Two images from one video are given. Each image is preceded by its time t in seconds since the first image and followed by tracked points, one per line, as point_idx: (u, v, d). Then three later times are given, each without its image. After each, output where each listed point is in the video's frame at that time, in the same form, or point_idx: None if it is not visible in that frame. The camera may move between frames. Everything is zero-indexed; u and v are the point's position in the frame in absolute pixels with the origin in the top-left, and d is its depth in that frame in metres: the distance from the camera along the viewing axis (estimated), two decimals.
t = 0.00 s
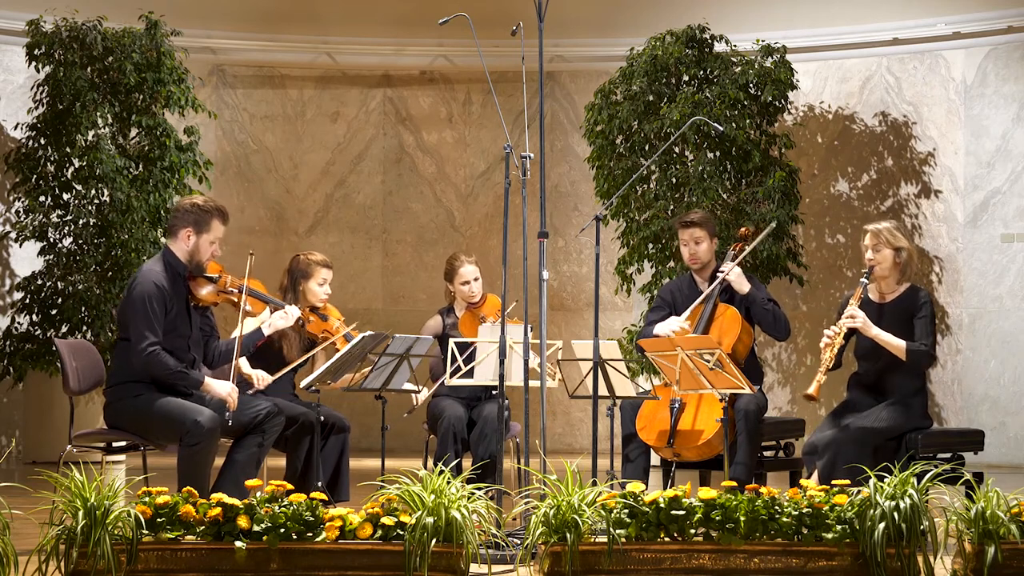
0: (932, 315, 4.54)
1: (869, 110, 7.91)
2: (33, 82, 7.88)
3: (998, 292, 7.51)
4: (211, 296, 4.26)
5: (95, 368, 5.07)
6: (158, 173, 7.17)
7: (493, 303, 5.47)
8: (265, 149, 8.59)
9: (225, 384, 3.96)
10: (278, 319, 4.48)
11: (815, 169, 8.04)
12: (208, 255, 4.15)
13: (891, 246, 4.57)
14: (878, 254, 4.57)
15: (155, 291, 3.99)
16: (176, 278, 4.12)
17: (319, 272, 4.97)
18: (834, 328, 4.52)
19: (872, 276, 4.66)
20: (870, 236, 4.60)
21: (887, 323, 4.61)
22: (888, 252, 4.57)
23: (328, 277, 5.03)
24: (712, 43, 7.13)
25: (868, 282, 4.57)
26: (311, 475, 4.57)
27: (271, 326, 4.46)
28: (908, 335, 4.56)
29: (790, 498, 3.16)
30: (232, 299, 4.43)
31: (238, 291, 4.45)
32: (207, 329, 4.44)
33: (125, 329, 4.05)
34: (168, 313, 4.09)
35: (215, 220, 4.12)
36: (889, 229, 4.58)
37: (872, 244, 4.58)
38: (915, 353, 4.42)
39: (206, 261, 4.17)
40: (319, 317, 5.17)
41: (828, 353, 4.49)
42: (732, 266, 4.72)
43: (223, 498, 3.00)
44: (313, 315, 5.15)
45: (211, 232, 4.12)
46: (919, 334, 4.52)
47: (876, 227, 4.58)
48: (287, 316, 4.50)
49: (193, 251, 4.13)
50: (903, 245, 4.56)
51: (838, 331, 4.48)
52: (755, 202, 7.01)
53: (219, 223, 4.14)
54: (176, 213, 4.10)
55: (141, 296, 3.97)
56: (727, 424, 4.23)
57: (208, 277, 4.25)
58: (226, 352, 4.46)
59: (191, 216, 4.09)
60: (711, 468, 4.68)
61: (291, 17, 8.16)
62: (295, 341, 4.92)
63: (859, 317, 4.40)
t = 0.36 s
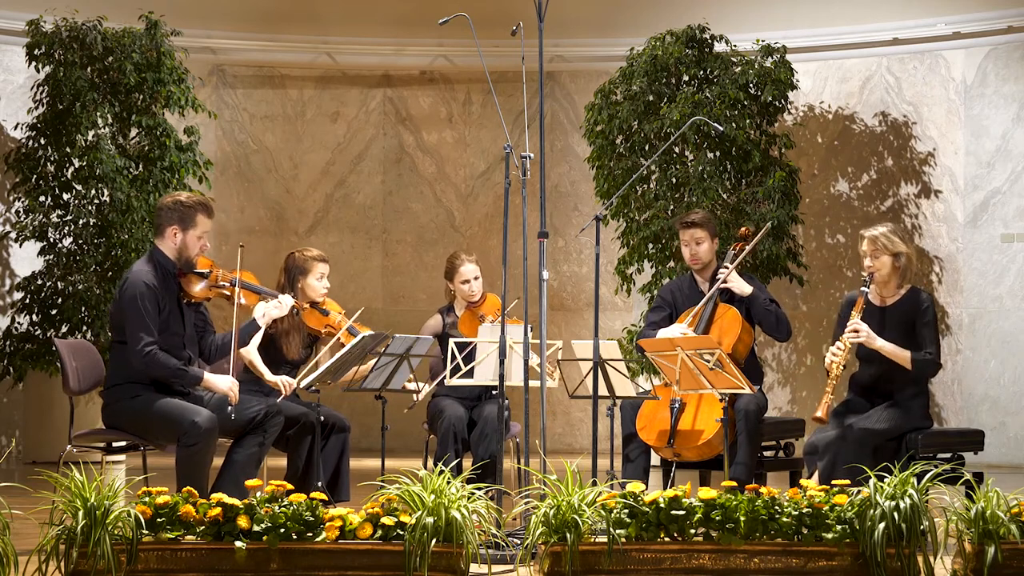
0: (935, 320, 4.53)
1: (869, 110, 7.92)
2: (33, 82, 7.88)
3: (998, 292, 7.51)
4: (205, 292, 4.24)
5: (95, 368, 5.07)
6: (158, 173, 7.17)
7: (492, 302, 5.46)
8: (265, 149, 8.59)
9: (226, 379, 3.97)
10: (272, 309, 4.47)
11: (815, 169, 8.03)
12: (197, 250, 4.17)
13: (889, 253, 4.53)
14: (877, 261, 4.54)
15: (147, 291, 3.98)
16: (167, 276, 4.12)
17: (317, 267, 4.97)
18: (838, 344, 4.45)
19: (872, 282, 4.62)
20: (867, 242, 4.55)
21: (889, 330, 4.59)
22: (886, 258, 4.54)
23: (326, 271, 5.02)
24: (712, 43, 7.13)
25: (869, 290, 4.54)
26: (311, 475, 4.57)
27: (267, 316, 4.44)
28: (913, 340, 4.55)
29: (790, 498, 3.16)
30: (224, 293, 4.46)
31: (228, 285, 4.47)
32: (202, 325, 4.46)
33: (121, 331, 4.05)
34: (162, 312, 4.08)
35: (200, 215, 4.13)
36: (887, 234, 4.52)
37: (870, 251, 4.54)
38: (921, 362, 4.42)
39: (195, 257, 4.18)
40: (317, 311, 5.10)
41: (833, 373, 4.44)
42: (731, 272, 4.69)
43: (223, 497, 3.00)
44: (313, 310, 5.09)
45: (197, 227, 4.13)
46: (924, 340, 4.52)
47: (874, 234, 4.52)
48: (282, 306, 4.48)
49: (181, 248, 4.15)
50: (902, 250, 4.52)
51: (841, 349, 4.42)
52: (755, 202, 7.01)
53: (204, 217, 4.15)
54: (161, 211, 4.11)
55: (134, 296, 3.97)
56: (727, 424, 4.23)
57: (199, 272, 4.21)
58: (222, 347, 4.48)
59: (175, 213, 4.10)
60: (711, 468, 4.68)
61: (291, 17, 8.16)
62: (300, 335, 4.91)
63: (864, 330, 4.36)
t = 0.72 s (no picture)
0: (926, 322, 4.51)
1: (869, 109, 7.91)
2: (33, 82, 7.88)
3: (998, 292, 7.51)
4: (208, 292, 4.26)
5: (95, 368, 5.07)
6: (158, 173, 7.16)
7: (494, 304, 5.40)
8: (265, 149, 8.59)
9: (215, 372, 3.91)
10: (276, 310, 4.46)
11: (815, 169, 8.03)
12: (201, 251, 4.16)
13: (879, 258, 4.53)
14: (867, 266, 4.53)
15: (146, 284, 3.99)
16: (169, 275, 4.13)
17: (317, 264, 4.97)
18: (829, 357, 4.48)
19: (864, 286, 4.61)
20: (857, 248, 4.54)
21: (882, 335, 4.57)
22: (876, 263, 4.53)
23: (325, 267, 5.02)
24: (712, 43, 7.13)
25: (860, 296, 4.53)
26: (311, 475, 4.57)
27: (271, 317, 4.43)
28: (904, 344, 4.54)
29: (790, 498, 3.16)
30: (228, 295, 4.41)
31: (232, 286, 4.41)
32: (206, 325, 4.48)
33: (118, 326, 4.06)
34: (158, 307, 4.08)
35: (203, 215, 4.12)
36: (876, 239, 4.51)
37: (860, 257, 4.53)
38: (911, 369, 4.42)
39: (199, 257, 4.17)
40: (319, 309, 5.04)
41: (825, 384, 4.45)
42: (730, 275, 4.70)
43: (223, 497, 3.00)
44: (313, 309, 5.04)
45: (201, 228, 4.13)
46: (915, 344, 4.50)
47: (863, 239, 4.50)
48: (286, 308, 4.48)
49: (185, 248, 4.15)
50: (891, 255, 4.51)
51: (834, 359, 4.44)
52: (755, 202, 7.01)
53: (208, 217, 4.14)
54: (165, 210, 4.12)
55: (131, 287, 3.98)
56: (726, 424, 4.23)
57: (204, 273, 4.24)
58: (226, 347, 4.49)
59: (179, 212, 4.10)
60: (711, 468, 4.68)
61: (291, 17, 8.16)
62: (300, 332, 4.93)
63: (853, 340, 4.37)
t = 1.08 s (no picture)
0: (910, 331, 4.45)
1: (869, 109, 7.91)
2: (33, 82, 7.89)
3: (998, 292, 7.51)
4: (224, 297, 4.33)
5: (95, 368, 5.07)
6: (158, 173, 7.16)
7: (487, 299, 5.53)
8: (265, 149, 8.59)
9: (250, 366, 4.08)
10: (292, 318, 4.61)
11: (815, 169, 8.03)
12: (221, 256, 4.17)
13: (860, 267, 4.45)
14: (849, 276, 4.47)
15: (176, 287, 4.00)
16: (192, 277, 4.13)
17: (310, 269, 5.03)
18: (813, 365, 4.53)
19: (849, 293, 4.55)
20: (839, 258, 4.47)
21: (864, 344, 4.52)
22: (858, 272, 4.46)
23: (320, 272, 5.08)
24: (712, 43, 7.13)
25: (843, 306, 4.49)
26: (311, 474, 4.57)
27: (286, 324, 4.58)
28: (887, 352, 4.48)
29: (790, 498, 3.16)
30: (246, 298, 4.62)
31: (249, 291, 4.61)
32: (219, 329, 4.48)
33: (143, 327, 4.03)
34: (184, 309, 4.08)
35: (227, 220, 4.13)
36: (857, 249, 4.43)
37: (841, 266, 4.47)
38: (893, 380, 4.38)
39: (219, 262, 4.18)
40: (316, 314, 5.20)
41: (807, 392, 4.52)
42: (737, 257, 4.70)
43: (223, 497, 3.00)
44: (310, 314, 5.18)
45: (223, 233, 4.14)
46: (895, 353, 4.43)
47: (844, 249, 4.43)
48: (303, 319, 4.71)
49: (206, 251, 4.15)
50: (873, 265, 4.43)
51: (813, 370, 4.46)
52: (755, 202, 7.01)
53: (231, 222, 4.15)
54: (189, 213, 4.11)
55: (162, 290, 3.97)
56: (727, 424, 4.23)
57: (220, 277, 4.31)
58: (239, 350, 4.50)
59: (203, 216, 4.10)
60: (711, 468, 4.68)
61: (291, 17, 8.16)
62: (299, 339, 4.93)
63: (832, 351, 4.36)
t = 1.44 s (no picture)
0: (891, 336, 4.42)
1: (869, 110, 7.91)
2: (33, 82, 7.89)
3: (998, 292, 7.51)
4: (227, 295, 4.29)
5: (95, 369, 5.06)
6: (158, 173, 7.16)
7: (478, 291, 5.44)
8: (265, 149, 8.59)
9: (247, 379, 4.04)
10: (293, 318, 4.69)
11: (815, 169, 8.03)
12: (223, 255, 4.16)
13: (844, 270, 4.43)
14: (832, 277, 4.47)
15: (178, 286, 3.99)
16: (195, 276, 4.13)
17: (292, 264, 5.06)
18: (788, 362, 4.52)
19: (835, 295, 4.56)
20: (825, 258, 4.48)
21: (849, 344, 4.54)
22: (842, 275, 4.45)
23: (302, 268, 5.12)
24: (712, 43, 7.13)
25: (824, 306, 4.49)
26: (311, 474, 4.57)
27: (288, 323, 4.67)
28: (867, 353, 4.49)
29: (790, 498, 3.16)
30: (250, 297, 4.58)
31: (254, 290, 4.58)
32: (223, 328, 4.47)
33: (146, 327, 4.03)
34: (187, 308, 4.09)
35: (229, 219, 4.12)
36: (842, 253, 4.42)
37: (825, 267, 4.47)
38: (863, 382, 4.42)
39: (222, 261, 4.18)
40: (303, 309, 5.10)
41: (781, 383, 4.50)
42: (737, 257, 4.79)
43: (223, 497, 3.00)
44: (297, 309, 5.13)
45: (226, 232, 4.13)
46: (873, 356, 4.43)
47: (829, 252, 4.43)
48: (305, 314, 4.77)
49: (209, 250, 4.15)
50: (855, 270, 4.40)
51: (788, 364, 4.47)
52: (755, 202, 7.01)
53: (234, 222, 4.14)
54: (192, 212, 4.12)
55: (165, 289, 3.98)
56: (727, 424, 4.23)
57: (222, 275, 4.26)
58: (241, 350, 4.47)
59: (206, 215, 4.10)
60: (711, 468, 4.68)
61: (291, 17, 8.16)
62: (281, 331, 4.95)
63: (809, 349, 4.34)
